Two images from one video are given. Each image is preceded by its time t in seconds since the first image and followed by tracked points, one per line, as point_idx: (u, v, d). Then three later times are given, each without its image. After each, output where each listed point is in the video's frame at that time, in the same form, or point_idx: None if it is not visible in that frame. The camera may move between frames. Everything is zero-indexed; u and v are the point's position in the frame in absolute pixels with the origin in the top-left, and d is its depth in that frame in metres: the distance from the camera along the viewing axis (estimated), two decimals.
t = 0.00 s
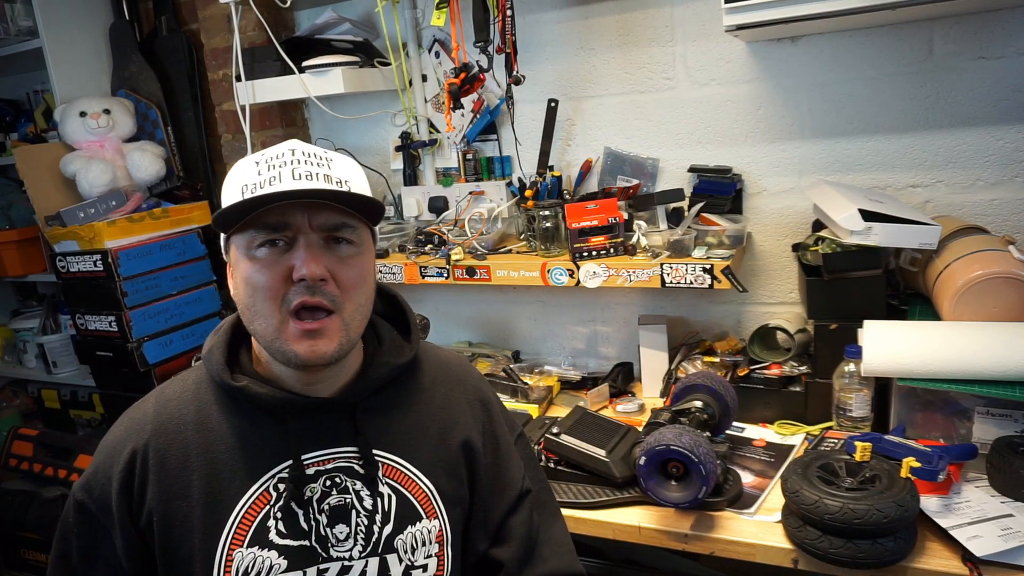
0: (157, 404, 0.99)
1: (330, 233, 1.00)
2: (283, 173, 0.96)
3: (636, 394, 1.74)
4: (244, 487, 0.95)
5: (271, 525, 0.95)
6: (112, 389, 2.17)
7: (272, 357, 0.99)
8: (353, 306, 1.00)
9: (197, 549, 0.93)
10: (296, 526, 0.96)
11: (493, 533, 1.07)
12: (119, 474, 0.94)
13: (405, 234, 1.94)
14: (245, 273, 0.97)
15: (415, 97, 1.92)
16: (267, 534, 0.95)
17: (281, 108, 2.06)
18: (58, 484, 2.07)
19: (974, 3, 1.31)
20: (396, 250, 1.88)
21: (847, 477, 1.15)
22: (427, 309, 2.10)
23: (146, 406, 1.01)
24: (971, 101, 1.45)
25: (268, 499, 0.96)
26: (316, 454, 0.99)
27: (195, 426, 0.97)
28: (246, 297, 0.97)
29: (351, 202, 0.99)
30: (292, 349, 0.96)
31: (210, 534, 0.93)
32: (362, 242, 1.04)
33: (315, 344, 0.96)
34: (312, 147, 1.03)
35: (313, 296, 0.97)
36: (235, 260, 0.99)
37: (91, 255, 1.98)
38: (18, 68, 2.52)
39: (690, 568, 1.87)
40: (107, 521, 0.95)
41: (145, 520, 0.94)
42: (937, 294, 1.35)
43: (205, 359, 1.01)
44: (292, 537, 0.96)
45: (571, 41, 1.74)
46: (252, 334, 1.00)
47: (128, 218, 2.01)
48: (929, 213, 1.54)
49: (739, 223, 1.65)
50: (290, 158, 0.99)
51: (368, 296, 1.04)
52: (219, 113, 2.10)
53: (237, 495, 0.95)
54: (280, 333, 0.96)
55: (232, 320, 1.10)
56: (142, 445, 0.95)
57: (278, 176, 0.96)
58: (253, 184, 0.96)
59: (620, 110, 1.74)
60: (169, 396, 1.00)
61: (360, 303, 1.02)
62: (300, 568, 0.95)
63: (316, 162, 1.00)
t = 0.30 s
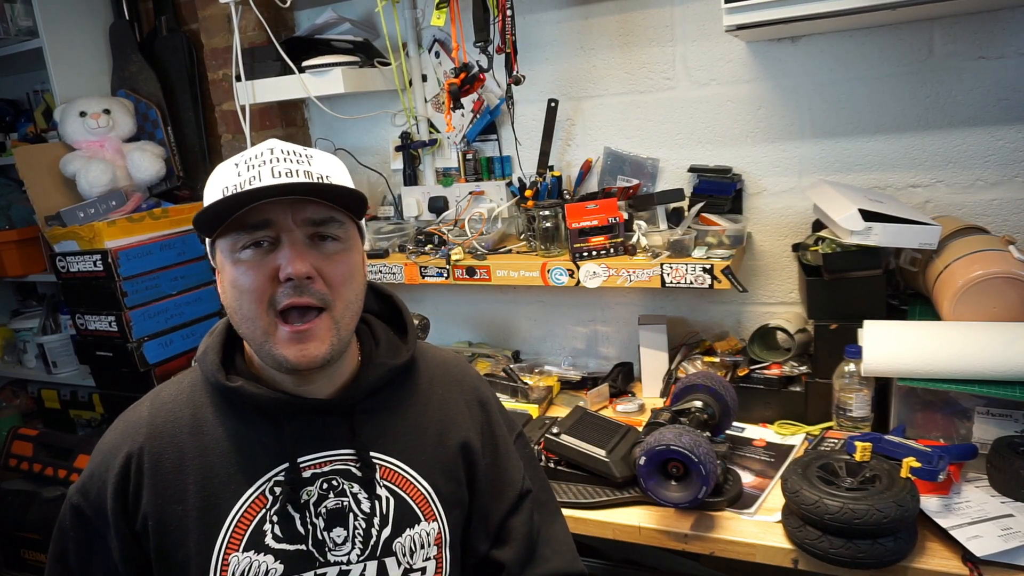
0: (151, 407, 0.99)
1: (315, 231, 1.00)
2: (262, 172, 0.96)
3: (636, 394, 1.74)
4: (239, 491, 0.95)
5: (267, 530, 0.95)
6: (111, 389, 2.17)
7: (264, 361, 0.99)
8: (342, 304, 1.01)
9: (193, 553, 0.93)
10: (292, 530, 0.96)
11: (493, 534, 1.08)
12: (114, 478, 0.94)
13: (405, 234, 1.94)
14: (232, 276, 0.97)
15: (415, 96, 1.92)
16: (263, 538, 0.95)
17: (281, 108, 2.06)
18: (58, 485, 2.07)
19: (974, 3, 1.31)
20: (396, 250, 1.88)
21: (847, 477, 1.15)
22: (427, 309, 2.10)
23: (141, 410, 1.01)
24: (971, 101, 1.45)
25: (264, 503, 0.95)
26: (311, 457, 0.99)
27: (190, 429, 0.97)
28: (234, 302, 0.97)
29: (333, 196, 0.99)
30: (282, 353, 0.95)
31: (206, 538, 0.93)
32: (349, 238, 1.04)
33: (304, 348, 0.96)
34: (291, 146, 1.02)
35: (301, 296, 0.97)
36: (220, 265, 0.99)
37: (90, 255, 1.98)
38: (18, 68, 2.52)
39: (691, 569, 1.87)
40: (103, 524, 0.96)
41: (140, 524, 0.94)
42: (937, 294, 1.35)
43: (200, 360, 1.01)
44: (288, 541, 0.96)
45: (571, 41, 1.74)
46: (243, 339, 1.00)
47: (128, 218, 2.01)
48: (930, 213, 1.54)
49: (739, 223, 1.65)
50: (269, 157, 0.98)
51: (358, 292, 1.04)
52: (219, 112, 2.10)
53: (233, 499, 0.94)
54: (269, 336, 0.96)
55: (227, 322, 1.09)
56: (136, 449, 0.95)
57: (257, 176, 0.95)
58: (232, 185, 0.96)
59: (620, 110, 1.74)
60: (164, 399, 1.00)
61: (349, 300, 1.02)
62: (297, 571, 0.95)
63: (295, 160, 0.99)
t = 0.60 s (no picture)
0: (157, 398, 0.99)
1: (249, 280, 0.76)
2: (190, 229, 0.76)
3: (636, 394, 1.74)
4: (243, 486, 0.95)
5: (270, 524, 0.95)
6: (111, 389, 2.17)
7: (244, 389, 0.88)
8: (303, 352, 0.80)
9: (196, 546, 0.93)
10: (295, 525, 0.96)
11: (500, 530, 1.07)
12: (120, 469, 0.94)
13: (405, 234, 1.94)
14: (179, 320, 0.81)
15: (415, 97, 1.92)
16: (266, 532, 0.95)
17: (281, 108, 2.06)
18: (58, 484, 2.07)
19: (974, 3, 1.31)
20: (395, 250, 1.88)
21: (847, 477, 1.15)
22: (427, 309, 2.10)
23: (147, 400, 1.00)
24: (970, 101, 1.45)
25: (267, 497, 0.95)
26: (314, 453, 0.98)
27: (195, 423, 0.96)
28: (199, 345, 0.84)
29: (276, 252, 0.77)
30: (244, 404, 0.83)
31: (208, 532, 0.93)
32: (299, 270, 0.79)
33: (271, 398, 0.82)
34: (225, 169, 0.78)
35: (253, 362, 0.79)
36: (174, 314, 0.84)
37: (91, 255, 1.98)
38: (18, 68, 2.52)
39: (691, 569, 1.87)
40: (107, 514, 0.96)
41: (145, 515, 0.94)
42: (937, 294, 1.35)
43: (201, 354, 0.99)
44: (291, 535, 0.96)
45: (571, 41, 1.74)
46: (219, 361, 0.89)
47: (128, 218, 2.01)
48: (930, 213, 1.54)
49: (739, 223, 1.65)
50: (195, 207, 0.76)
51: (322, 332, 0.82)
52: (219, 113, 2.10)
53: (236, 494, 0.94)
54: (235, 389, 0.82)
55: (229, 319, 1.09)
56: (143, 441, 0.95)
57: (186, 234, 0.77)
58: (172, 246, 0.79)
59: (620, 110, 1.74)
60: (170, 391, 1.00)
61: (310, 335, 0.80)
62: (299, 566, 0.95)
63: (224, 204, 0.76)
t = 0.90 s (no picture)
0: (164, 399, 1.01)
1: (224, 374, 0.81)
2: (141, 312, 0.81)
3: (636, 394, 1.74)
4: (242, 487, 0.95)
5: (269, 527, 0.95)
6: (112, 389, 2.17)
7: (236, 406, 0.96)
8: (273, 404, 0.86)
9: (195, 545, 0.95)
10: (294, 529, 0.96)
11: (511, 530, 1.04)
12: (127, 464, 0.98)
13: (405, 234, 1.94)
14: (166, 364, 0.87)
15: (415, 97, 1.92)
16: (265, 535, 0.95)
17: (281, 108, 2.06)
18: (58, 485, 2.07)
19: (974, 3, 1.31)
20: (395, 250, 1.88)
21: (847, 477, 1.15)
22: (427, 309, 2.10)
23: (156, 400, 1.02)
24: (970, 101, 1.45)
25: (266, 501, 0.95)
26: (312, 458, 0.98)
27: (197, 425, 0.97)
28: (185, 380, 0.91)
29: (214, 343, 0.79)
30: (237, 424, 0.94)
31: (206, 534, 0.95)
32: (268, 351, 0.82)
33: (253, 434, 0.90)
34: (166, 256, 0.79)
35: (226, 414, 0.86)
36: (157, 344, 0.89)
37: (91, 255, 1.99)
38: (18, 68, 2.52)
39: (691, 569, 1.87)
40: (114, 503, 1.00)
41: (147, 511, 0.97)
42: (937, 294, 1.35)
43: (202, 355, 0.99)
44: (289, 539, 0.95)
45: (571, 41, 1.74)
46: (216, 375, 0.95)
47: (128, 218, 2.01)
48: (930, 213, 1.54)
49: (739, 223, 1.65)
50: (143, 287, 0.80)
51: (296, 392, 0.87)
52: (219, 112, 2.10)
53: (235, 499, 0.95)
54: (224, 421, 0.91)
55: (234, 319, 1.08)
56: (149, 440, 0.98)
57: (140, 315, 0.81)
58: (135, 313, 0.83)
59: (620, 110, 1.74)
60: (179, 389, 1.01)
61: (271, 395, 0.85)
62: (297, 570, 0.95)
63: (165, 292, 0.78)
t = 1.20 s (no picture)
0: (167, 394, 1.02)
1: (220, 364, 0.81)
2: (138, 301, 0.81)
3: (636, 394, 1.74)
4: (241, 486, 0.96)
5: (267, 525, 0.95)
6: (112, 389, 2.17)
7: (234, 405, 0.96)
8: (267, 402, 0.86)
9: (194, 541, 0.95)
10: (291, 528, 0.96)
11: (505, 537, 1.03)
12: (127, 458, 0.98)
13: (405, 234, 1.94)
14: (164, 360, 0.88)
15: (415, 97, 1.92)
16: (262, 533, 0.95)
17: (281, 108, 2.06)
18: (59, 484, 2.07)
19: (975, 3, 1.31)
20: (395, 250, 1.88)
21: (847, 477, 1.15)
22: (426, 309, 2.10)
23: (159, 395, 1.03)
24: (970, 101, 1.45)
25: (264, 499, 0.96)
26: (311, 458, 0.98)
27: (198, 420, 0.98)
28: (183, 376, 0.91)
29: (208, 337, 0.79)
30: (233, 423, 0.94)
31: (206, 528, 0.95)
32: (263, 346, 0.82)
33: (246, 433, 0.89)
34: (166, 248, 0.79)
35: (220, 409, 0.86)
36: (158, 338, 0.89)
37: (91, 255, 1.99)
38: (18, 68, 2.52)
39: (691, 569, 1.87)
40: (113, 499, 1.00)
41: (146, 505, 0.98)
42: (937, 294, 1.35)
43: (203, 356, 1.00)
44: (286, 538, 0.96)
45: (571, 41, 1.74)
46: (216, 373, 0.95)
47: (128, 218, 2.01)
48: (930, 213, 1.54)
49: (739, 223, 1.65)
50: (143, 278, 0.80)
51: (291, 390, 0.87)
52: (219, 113, 2.10)
53: (233, 496, 0.95)
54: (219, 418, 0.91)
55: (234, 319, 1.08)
56: (149, 435, 0.98)
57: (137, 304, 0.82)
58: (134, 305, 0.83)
59: (620, 110, 1.74)
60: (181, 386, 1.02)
61: (265, 392, 0.84)
62: (294, 569, 0.96)
63: (164, 285, 0.79)
